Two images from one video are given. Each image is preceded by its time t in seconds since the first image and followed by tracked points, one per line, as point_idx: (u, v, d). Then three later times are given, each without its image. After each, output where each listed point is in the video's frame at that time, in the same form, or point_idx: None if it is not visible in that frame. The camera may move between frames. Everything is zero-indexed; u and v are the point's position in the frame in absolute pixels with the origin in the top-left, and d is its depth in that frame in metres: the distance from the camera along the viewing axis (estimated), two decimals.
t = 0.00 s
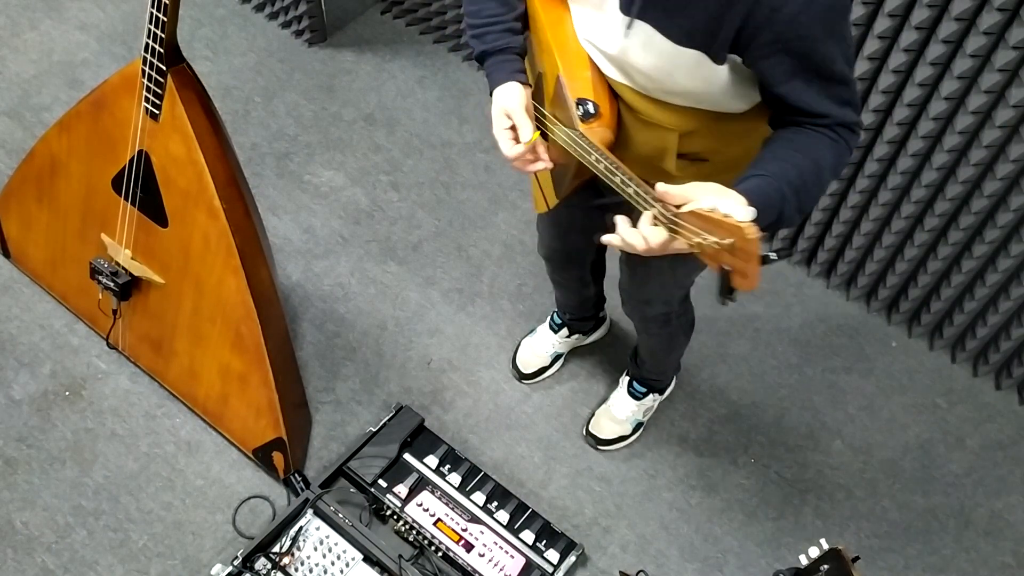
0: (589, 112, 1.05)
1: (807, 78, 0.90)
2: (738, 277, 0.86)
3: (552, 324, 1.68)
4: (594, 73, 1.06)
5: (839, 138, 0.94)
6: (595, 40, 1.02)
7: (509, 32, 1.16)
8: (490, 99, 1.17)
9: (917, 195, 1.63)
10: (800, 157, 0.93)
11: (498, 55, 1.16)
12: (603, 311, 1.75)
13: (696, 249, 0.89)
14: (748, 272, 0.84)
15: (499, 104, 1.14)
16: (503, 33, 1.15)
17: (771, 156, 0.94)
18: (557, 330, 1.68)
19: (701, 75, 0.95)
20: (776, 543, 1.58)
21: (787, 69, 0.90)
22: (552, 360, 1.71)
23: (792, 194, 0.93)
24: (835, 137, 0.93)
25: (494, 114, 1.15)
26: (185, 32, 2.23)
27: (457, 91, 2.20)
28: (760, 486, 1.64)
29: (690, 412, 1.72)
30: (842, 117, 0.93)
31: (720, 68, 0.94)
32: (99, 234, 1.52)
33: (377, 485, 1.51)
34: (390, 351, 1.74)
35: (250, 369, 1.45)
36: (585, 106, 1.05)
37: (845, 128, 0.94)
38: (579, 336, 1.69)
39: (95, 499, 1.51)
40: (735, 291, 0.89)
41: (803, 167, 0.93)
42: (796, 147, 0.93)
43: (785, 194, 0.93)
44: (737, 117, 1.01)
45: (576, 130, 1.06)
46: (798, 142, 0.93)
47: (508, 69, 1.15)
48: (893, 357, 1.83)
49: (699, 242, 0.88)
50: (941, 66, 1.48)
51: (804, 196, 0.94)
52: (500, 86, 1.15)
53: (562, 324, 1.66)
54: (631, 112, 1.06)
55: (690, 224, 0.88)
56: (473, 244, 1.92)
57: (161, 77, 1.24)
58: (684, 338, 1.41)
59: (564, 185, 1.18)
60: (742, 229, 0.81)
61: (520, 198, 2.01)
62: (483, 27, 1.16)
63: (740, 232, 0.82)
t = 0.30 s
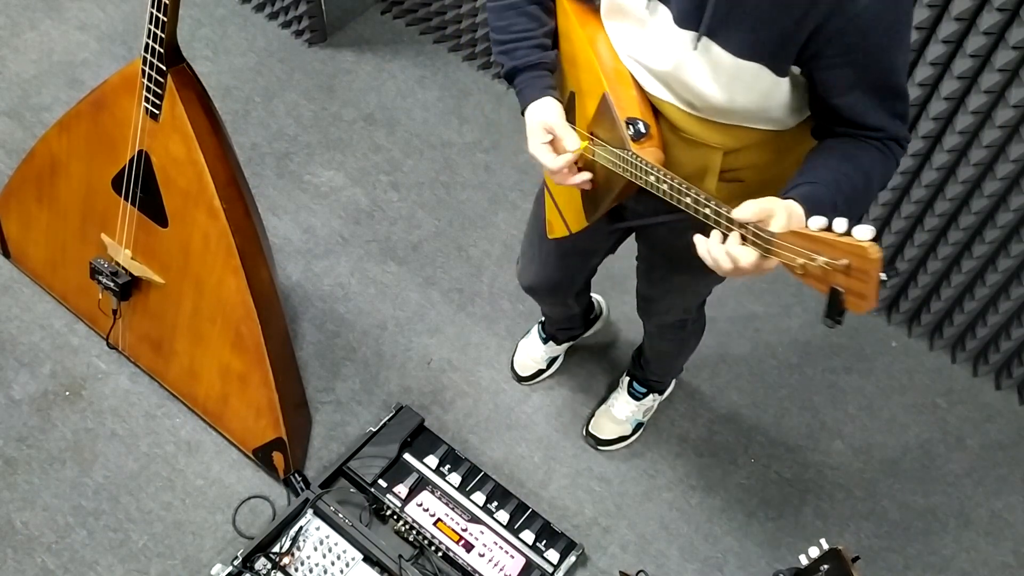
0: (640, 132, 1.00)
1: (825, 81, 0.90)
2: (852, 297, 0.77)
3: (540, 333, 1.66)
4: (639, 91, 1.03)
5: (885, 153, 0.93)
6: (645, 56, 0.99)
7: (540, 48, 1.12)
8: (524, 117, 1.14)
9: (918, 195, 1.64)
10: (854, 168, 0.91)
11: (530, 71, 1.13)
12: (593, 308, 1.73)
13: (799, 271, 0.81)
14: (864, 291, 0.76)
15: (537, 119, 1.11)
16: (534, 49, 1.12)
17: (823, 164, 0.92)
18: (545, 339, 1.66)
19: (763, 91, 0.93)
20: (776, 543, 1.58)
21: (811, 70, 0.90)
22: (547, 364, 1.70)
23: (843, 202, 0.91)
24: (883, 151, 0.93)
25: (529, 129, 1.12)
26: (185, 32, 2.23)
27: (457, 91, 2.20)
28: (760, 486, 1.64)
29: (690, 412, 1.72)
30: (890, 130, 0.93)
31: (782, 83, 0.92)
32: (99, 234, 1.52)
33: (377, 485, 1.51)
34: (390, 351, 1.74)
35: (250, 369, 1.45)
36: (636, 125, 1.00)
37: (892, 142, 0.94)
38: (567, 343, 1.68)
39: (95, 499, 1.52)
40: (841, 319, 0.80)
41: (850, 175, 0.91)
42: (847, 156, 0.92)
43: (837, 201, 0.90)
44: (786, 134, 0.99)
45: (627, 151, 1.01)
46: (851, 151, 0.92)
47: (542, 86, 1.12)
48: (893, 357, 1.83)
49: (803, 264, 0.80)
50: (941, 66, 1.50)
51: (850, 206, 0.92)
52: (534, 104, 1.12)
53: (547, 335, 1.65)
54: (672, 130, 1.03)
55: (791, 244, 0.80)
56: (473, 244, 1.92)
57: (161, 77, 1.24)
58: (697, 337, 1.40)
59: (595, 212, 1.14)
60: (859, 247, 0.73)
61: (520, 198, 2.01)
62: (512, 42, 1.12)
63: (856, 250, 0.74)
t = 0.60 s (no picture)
0: (666, 140, 0.99)
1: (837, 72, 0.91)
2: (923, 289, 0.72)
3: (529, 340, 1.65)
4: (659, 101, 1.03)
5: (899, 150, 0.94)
6: (667, 64, 0.98)
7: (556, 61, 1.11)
8: (541, 134, 1.11)
9: (917, 195, 1.63)
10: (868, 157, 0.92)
11: (548, 84, 1.11)
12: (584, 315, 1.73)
13: (859, 269, 0.75)
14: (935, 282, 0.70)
15: (556, 137, 1.09)
16: (550, 62, 1.11)
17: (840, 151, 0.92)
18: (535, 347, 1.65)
19: (795, 96, 0.93)
20: (776, 543, 1.58)
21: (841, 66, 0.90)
22: (542, 364, 1.69)
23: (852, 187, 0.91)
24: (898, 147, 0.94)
25: (549, 147, 1.09)
26: (185, 32, 2.23)
27: (457, 91, 2.20)
28: (760, 486, 1.64)
29: (691, 412, 1.72)
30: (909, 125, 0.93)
31: (814, 86, 0.92)
32: (99, 234, 1.52)
33: (377, 485, 1.51)
34: (390, 351, 1.74)
35: (251, 369, 1.45)
36: (662, 134, 0.99)
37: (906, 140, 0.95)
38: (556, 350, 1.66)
39: (95, 499, 1.51)
40: (909, 314, 0.75)
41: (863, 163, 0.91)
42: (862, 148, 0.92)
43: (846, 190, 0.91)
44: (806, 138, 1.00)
45: (654, 160, 0.99)
46: (868, 143, 0.92)
47: (560, 100, 1.11)
48: (893, 357, 1.83)
49: (865, 261, 0.75)
50: (941, 66, 1.50)
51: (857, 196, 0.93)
52: (551, 118, 1.10)
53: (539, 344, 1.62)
54: (695, 138, 1.02)
55: (850, 241, 0.75)
56: (473, 244, 1.92)
57: (161, 77, 1.24)
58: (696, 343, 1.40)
59: (613, 227, 1.11)
60: (934, 240, 0.69)
61: (520, 198, 2.02)
62: (527, 56, 1.10)
63: (929, 243, 0.69)
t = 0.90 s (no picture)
0: (690, 148, 1.00)
1: (853, 72, 0.92)
2: (987, 287, 0.73)
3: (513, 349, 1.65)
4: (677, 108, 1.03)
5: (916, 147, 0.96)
6: (683, 72, 0.98)
7: (568, 72, 1.09)
8: (554, 144, 1.10)
9: (917, 195, 1.61)
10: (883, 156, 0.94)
11: (561, 95, 1.09)
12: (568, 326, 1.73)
13: (919, 268, 0.77)
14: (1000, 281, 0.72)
15: (569, 149, 1.08)
16: (562, 72, 1.09)
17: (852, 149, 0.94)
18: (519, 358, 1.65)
19: (813, 100, 0.93)
20: (776, 543, 1.57)
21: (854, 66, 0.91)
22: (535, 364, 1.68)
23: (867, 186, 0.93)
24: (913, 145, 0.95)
25: (563, 159, 1.09)
26: (185, 32, 2.23)
27: (457, 91, 2.20)
28: (760, 486, 1.64)
29: (691, 412, 1.72)
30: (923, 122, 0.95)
31: (833, 86, 0.92)
32: (99, 234, 1.52)
33: (377, 485, 1.51)
34: (390, 351, 1.74)
35: (250, 369, 1.45)
36: (685, 141, 1.00)
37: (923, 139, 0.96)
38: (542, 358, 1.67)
39: (95, 499, 1.52)
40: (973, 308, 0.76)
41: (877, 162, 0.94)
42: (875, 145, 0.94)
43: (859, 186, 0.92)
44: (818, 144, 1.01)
45: (678, 166, 1.00)
46: (880, 142, 0.95)
47: (572, 111, 1.09)
48: (893, 357, 1.83)
49: (927, 259, 0.76)
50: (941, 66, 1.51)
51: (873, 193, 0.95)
52: (565, 130, 1.09)
53: (522, 354, 1.63)
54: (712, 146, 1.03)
55: (913, 241, 0.76)
56: (473, 244, 1.92)
57: (161, 77, 1.24)
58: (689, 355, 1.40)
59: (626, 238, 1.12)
60: (1001, 236, 0.70)
61: (520, 198, 2.02)
62: (540, 67, 1.08)
63: (997, 240, 0.70)
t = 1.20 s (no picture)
0: (687, 149, 0.99)
1: (853, 79, 0.93)
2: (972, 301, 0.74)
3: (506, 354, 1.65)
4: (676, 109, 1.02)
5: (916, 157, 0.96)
6: (682, 72, 0.98)
7: (564, 68, 1.10)
8: (553, 140, 1.10)
9: (917, 195, 1.61)
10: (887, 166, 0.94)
11: (558, 91, 1.10)
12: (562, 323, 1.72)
13: (906, 279, 0.77)
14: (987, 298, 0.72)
15: (569, 144, 1.08)
16: (559, 68, 1.09)
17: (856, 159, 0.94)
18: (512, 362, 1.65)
19: (810, 105, 0.94)
20: (776, 543, 1.57)
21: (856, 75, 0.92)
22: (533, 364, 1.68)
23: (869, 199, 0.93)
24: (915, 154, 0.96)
25: (563, 153, 1.08)
26: (185, 33, 2.23)
27: (457, 91, 2.20)
28: (760, 486, 1.64)
29: (691, 412, 1.72)
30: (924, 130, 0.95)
31: (831, 91, 0.92)
32: (99, 234, 1.52)
33: (377, 484, 1.51)
34: (390, 351, 1.74)
35: (250, 369, 1.45)
36: (683, 143, 0.99)
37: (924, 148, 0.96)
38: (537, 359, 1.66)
39: (95, 499, 1.52)
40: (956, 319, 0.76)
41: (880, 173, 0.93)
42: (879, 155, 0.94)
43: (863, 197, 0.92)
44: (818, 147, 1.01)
45: (676, 169, 0.99)
46: (883, 151, 0.95)
47: (570, 107, 1.09)
48: (893, 357, 1.83)
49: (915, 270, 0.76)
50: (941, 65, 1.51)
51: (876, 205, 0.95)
52: (563, 126, 1.09)
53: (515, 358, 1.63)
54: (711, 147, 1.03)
55: (903, 253, 0.76)
56: (473, 244, 1.92)
57: (161, 77, 1.24)
58: (690, 354, 1.41)
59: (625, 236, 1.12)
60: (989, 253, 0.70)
61: (520, 198, 2.02)
62: (537, 63, 1.09)
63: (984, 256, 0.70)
